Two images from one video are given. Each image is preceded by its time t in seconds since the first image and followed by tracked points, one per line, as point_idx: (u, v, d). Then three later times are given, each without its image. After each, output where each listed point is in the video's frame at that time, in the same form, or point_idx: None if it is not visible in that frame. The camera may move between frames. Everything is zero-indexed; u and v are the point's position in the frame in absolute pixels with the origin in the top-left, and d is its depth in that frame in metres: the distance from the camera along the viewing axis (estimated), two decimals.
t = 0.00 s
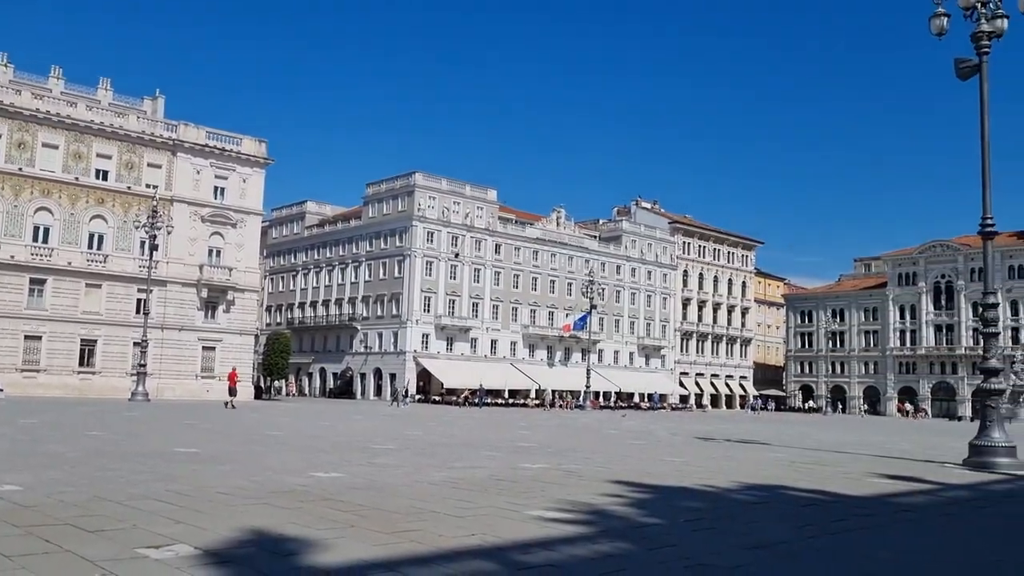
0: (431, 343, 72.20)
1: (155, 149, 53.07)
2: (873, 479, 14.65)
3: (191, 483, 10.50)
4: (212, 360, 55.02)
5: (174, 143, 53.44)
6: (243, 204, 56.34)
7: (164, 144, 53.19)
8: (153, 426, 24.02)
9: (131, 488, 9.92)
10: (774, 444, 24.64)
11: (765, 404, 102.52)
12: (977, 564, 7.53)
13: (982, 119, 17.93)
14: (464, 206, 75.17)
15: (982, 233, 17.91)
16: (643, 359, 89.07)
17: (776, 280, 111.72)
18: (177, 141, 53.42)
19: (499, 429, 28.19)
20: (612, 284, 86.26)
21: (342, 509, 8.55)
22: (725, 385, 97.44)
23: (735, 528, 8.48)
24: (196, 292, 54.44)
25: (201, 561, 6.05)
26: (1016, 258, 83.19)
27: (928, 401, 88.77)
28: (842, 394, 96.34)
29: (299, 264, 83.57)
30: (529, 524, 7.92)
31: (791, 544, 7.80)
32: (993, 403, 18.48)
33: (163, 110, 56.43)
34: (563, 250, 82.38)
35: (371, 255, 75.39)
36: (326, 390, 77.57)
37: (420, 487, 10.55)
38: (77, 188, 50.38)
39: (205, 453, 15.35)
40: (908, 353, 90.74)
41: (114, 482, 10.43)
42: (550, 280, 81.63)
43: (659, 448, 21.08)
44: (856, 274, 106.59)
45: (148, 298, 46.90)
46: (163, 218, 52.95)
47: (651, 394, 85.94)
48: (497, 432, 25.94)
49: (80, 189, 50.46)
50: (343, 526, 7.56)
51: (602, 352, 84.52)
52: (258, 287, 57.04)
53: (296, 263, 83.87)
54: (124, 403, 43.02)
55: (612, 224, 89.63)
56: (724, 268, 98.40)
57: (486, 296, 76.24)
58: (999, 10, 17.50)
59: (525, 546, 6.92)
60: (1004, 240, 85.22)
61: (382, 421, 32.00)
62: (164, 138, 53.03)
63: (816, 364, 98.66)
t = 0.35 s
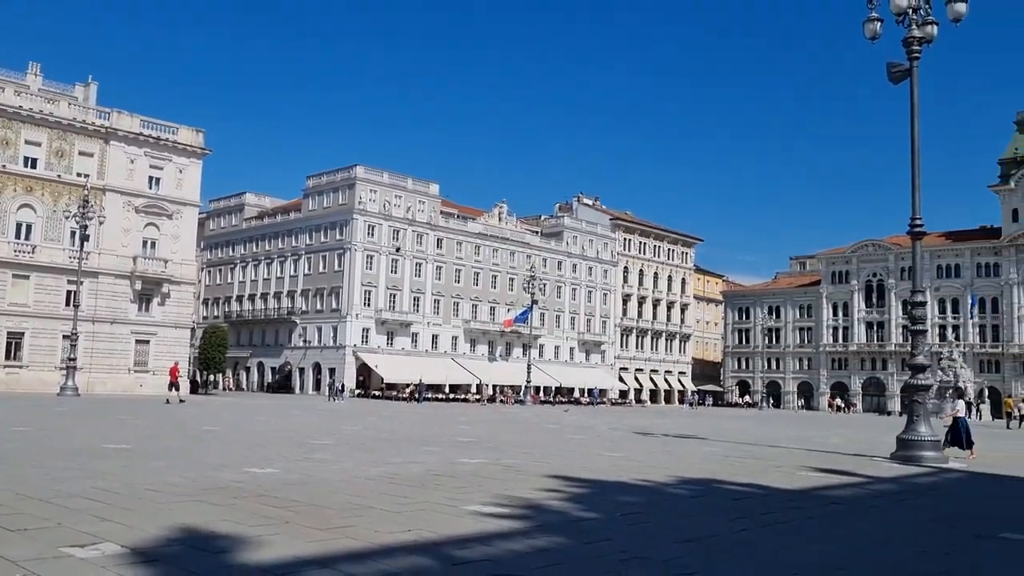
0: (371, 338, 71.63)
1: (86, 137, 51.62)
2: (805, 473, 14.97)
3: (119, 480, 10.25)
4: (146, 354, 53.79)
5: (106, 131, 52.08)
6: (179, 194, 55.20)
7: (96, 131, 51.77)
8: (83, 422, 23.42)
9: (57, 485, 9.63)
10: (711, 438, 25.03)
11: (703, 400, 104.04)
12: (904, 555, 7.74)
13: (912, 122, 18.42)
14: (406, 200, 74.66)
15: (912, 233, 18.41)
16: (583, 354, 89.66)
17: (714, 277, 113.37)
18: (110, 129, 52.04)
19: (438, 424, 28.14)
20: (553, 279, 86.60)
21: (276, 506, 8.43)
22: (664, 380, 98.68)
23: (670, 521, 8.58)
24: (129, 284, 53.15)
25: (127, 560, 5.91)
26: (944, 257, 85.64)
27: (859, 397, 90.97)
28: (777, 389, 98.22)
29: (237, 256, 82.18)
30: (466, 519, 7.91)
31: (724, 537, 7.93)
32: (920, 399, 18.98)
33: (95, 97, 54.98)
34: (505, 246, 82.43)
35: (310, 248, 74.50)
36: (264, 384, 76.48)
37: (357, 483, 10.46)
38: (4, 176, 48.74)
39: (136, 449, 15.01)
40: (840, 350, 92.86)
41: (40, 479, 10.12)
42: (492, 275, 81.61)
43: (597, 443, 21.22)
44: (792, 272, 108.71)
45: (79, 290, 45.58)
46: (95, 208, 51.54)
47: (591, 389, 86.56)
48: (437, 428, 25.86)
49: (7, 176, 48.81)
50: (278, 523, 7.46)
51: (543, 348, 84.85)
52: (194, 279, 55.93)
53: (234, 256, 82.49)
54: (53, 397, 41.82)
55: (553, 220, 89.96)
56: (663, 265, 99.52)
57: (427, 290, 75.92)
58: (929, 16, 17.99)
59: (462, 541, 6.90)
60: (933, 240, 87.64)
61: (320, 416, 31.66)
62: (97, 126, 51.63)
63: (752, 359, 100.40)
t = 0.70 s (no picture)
0: (303, 330, 70.77)
1: (5, 121, 49.66)
2: (732, 464, 15.29)
3: (35, 476, 9.92)
4: (68, 346, 52.21)
5: (26, 115, 50.16)
6: (103, 182, 53.58)
7: (16, 115, 49.85)
8: None
9: None
10: (641, 430, 25.36)
11: (635, 392, 105.31)
12: (826, 543, 7.97)
13: (838, 122, 18.90)
14: (339, 191, 73.81)
15: (836, 230, 18.91)
16: (517, 348, 90.03)
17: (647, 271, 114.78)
18: (30, 113, 50.16)
19: (370, 417, 27.93)
20: (487, 273, 86.68)
21: (200, 501, 8.27)
22: (597, 373, 99.61)
23: (599, 513, 8.69)
24: (50, 273, 51.47)
25: (44, 558, 5.74)
26: (868, 254, 88.15)
27: (785, 389, 93.23)
28: (707, 383, 100.06)
29: (165, 246, 80.18)
30: (397, 512, 7.90)
31: (651, 528, 8.06)
32: (842, 391, 19.45)
33: (15, 80, 52.95)
34: (440, 238, 82.15)
35: (241, 238, 73.15)
36: (192, 377, 74.96)
37: (286, 477, 10.33)
38: None
39: (54, 444, 14.56)
40: (768, 343, 94.96)
41: None
42: (426, 268, 81.31)
43: (529, 435, 21.31)
44: (722, 267, 110.61)
45: None
46: (14, 195, 49.64)
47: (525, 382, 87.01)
48: (369, 420, 25.68)
49: None
50: (203, 518, 7.33)
51: (477, 341, 84.99)
52: (118, 269, 54.49)
53: (162, 246, 80.54)
54: None
55: (488, 213, 89.93)
56: (597, 260, 100.33)
57: (360, 282, 75.31)
58: (855, 19, 18.46)
59: (390, 535, 6.88)
60: (857, 237, 90.08)
61: (249, 409, 31.14)
62: (16, 110, 49.70)
63: (683, 353, 101.97)
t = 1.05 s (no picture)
0: (234, 321, 69.55)
1: None
2: (662, 456, 15.51)
3: None
4: None
5: None
6: (26, 167, 51.75)
7: None
8: None
9: None
10: (573, 423, 25.58)
11: (569, 385, 106.12)
12: (751, 532, 8.15)
13: (768, 121, 19.28)
14: (272, 179, 72.56)
15: (765, 227, 19.31)
16: (452, 340, 89.95)
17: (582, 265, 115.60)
18: None
19: (302, 409, 27.62)
20: (423, 264, 86.30)
21: (123, 495, 8.08)
22: (531, 366, 100.13)
23: (531, 505, 8.74)
24: None
25: None
26: (796, 251, 90.21)
27: (717, 382, 94.96)
28: (640, 376, 101.36)
29: (91, 234, 77.91)
30: (325, 505, 7.83)
31: (581, 520, 8.14)
32: (769, 384, 19.91)
33: None
34: (374, 230, 81.46)
35: (170, 227, 71.47)
36: (119, 369, 73.08)
37: (214, 471, 10.14)
38: None
39: None
40: (700, 337, 96.51)
41: None
42: (360, 259, 80.54)
43: (462, 428, 21.32)
44: (656, 262, 111.97)
45: None
46: None
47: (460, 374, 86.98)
48: (301, 413, 25.38)
49: None
50: (126, 512, 7.17)
51: (411, 333, 84.68)
52: (41, 257, 52.76)
53: (87, 233, 78.21)
54: None
55: (424, 205, 89.50)
56: (533, 253, 100.68)
57: (294, 273, 74.28)
58: (785, 20, 18.84)
59: (319, 528, 6.81)
60: (787, 233, 92.09)
61: (176, 401, 30.51)
62: None
63: (617, 347, 103.06)
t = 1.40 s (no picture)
0: (192, 311, 68.71)
1: None
2: (621, 447, 15.61)
3: None
4: None
5: None
6: None
7: None
8: None
9: None
10: (533, 415, 25.65)
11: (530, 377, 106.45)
12: (707, 522, 8.24)
13: (729, 116, 19.45)
14: (232, 168, 71.61)
15: (725, 221, 19.48)
16: (413, 332, 89.75)
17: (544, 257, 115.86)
18: None
19: (260, 400, 27.40)
20: (384, 255, 85.89)
21: (74, 487, 7.95)
22: (492, 358, 100.27)
23: (489, 496, 8.75)
24: None
25: None
26: (755, 245, 91.24)
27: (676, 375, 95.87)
28: (601, 368, 102.01)
29: (44, 221, 76.39)
30: (282, 496, 7.77)
31: (539, 510, 8.17)
32: (728, 376, 20.10)
33: None
34: (335, 220, 80.86)
35: (127, 215, 70.30)
36: (73, 359, 71.85)
37: (168, 462, 10.01)
38: None
39: None
40: (661, 330, 97.29)
41: None
42: (321, 249, 79.92)
43: (422, 419, 21.27)
44: (617, 254, 112.57)
45: None
46: None
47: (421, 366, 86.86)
48: (258, 404, 25.15)
49: None
50: (77, 504, 7.05)
51: (372, 324, 84.37)
52: None
53: (40, 221, 76.64)
54: None
55: (386, 196, 89.05)
56: (495, 245, 100.69)
57: (253, 263, 73.50)
58: (746, 16, 19.00)
59: (275, 519, 6.76)
60: (746, 228, 93.12)
61: (132, 391, 30.07)
62: None
63: (578, 339, 103.62)
